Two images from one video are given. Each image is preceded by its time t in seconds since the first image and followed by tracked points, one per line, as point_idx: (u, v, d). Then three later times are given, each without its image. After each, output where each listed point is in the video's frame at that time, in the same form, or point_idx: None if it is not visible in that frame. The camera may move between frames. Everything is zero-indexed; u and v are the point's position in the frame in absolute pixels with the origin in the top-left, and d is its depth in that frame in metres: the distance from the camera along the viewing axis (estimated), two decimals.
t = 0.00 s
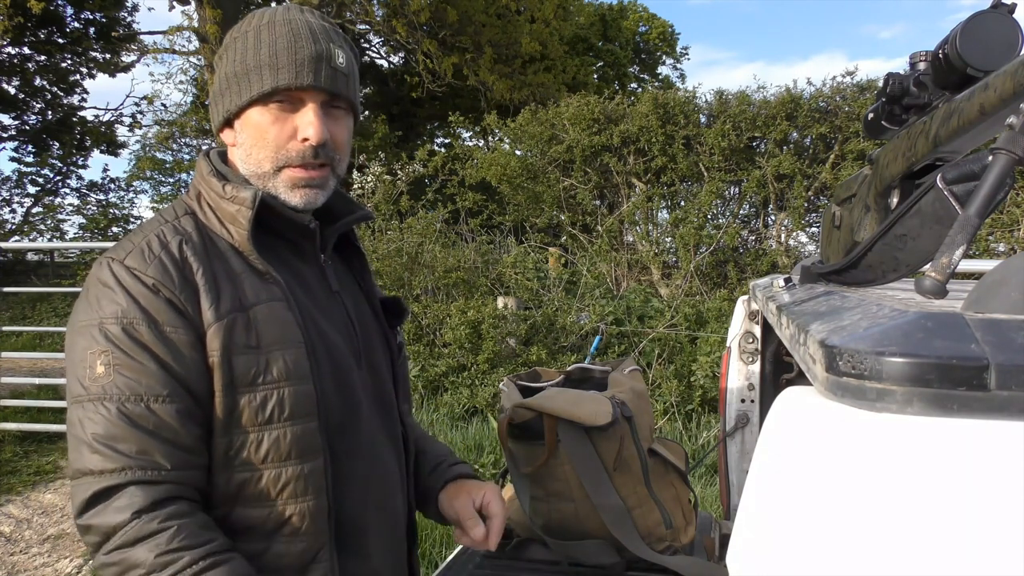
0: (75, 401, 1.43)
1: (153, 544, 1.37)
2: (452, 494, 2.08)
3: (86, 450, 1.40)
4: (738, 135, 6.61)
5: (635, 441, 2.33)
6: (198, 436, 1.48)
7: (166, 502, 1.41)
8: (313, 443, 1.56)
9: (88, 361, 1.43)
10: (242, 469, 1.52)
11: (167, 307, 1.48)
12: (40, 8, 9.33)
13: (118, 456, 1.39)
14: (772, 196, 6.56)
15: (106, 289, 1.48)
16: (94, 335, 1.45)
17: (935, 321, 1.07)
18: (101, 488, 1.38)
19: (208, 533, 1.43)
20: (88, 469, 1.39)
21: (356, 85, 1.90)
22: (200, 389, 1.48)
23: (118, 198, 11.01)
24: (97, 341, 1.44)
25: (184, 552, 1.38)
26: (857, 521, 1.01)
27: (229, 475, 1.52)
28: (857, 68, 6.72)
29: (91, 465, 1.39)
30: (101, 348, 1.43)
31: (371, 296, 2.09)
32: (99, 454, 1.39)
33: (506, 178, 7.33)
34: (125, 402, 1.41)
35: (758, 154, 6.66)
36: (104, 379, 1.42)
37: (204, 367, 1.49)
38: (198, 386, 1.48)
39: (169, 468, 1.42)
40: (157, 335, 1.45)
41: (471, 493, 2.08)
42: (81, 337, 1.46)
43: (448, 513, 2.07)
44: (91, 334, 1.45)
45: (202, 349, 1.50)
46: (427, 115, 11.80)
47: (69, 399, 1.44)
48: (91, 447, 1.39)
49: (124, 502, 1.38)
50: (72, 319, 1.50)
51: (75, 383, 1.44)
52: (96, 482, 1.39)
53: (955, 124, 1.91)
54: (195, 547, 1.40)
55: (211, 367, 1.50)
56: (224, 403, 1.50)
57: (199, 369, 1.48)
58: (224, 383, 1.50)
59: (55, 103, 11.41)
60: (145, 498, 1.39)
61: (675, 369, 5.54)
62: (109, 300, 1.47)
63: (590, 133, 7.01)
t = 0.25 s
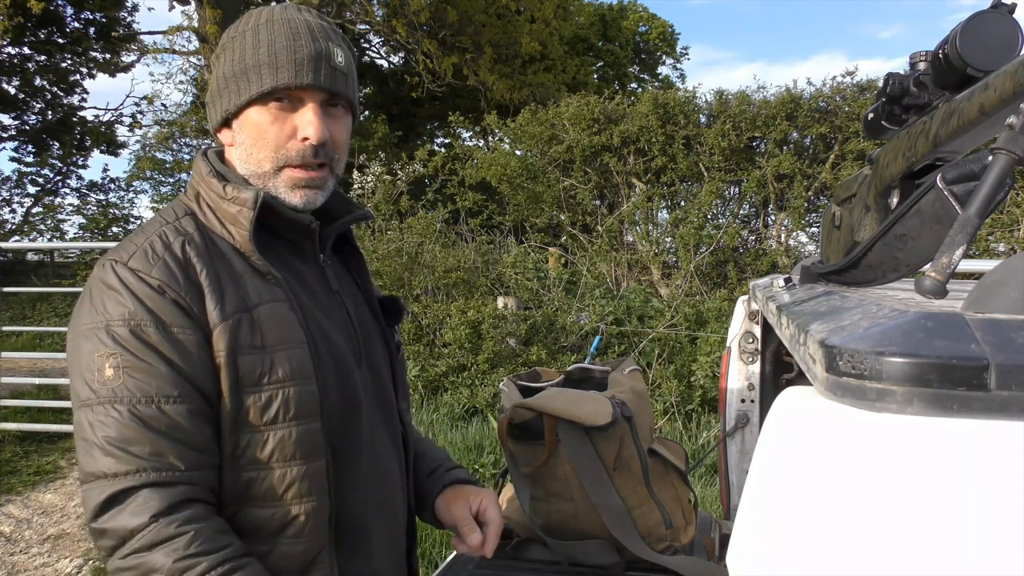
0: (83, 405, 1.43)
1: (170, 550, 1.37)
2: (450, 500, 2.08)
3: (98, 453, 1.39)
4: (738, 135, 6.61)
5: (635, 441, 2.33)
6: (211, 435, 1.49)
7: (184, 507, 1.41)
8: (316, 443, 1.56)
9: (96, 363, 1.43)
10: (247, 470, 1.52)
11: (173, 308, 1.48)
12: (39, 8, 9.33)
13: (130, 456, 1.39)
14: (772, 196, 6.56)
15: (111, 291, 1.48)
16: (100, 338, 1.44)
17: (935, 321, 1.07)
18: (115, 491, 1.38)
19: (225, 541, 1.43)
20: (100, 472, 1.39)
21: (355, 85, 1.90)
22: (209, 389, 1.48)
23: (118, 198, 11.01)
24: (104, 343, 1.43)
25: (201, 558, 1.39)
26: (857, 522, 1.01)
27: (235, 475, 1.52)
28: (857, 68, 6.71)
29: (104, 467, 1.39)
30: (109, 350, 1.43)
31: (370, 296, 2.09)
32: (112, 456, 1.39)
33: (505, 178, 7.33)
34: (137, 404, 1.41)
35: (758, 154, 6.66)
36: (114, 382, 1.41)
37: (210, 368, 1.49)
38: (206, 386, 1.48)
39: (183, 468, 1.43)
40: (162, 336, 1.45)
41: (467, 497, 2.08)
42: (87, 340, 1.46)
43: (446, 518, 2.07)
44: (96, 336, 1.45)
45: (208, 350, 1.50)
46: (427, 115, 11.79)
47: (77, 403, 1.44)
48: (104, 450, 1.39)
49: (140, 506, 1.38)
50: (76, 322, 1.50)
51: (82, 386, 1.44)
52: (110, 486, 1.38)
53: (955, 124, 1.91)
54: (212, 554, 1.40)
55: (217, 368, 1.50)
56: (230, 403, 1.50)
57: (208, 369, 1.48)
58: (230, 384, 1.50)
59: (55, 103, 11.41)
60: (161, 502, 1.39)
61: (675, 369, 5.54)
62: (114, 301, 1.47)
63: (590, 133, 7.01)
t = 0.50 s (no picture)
0: (79, 405, 1.43)
1: (163, 551, 1.38)
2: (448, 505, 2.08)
3: (92, 454, 1.39)
4: (738, 135, 6.61)
5: (635, 441, 2.33)
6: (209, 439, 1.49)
7: (178, 509, 1.41)
8: (315, 444, 1.56)
9: (92, 364, 1.43)
10: (246, 470, 1.53)
11: (171, 309, 1.48)
12: (39, 8, 9.33)
13: (125, 458, 1.39)
14: (772, 196, 6.56)
15: (109, 291, 1.48)
16: (96, 338, 1.44)
17: (936, 321, 1.07)
18: (108, 491, 1.38)
19: (219, 538, 1.43)
20: (94, 472, 1.39)
21: (355, 84, 1.90)
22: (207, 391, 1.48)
23: (118, 198, 11.01)
24: (100, 344, 1.43)
25: (195, 557, 1.39)
26: (856, 521, 1.01)
27: (233, 476, 1.52)
28: (857, 68, 6.71)
29: (98, 468, 1.39)
30: (106, 351, 1.43)
31: (369, 297, 2.09)
32: (105, 457, 1.39)
33: (505, 178, 7.33)
34: (132, 406, 1.41)
35: (758, 154, 6.66)
36: (109, 383, 1.41)
37: (208, 368, 1.49)
38: (204, 388, 1.48)
39: (177, 471, 1.43)
40: (160, 336, 1.45)
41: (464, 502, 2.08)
42: (84, 340, 1.46)
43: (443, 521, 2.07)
44: (93, 336, 1.45)
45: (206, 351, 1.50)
46: (427, 115, 11.79)
47: (73, 403, 1.44)
48: (98, 451, 1.39)
49: (133, 507, 1.38)
50: (73, 322, 1.50)
51: (78, 387, 1.44)
52: (104, 486, 1.39)
53: (955, 123, 1.91)
54: (206, 553, 1.40)
55: (215, 368, 1.50)
56: (229, 405, 1.50)
57: (204, 372, 1.48)
58: (229, 385, 1.50)
59: (55, 102, 11.41)
60: (153, 501, 1.39)
61: (675, 369, 5.54)
62: (111, 302, 1.47)
63: (590, 133, 7.01)
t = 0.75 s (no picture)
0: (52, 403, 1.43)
1: (115, 529, 1.36)
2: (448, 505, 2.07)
3: (55, 452, 1.40)
4: (738, 135, 6.61)
5: (634, 441, 2.33)
6: (168, 444, 1.46)
7: (127, 489, 1.40)
8: (308, 444, 1.57)
9: (67, 363, 1.44)
10: (235, 471, 1.53)
11: (152, 309, 1.47)
12: (40, 8, 9.33)
13: (83, 459, 1.38)
14: (772, 196, 6.56)
15: (93, 289, 1.47)
16: (75, 336, 1.44)
17: (935, 321, 1.07)
18: (67, 488, 1.38)
19: (166, 505, 1.42)
20: (56, 471, 1.39)
21: (354, 85, 1.90)
22: (185, 393, 1.48)
23: (119, 198, 11.02)
24: (77, 342, 1.44)
25: (147, 527, 1.37)
26: (855, 521, 1.01)
27: (225, 474, 1.53)
28: (857, 68, 6.71)
29: (59, 467, 1.39)
30: (80, 350, 1.43)
31: (369, 297, 2.09)
32: (65, 456, 1.39)
33: (505, 178, 7.33)
34: (96, 408, 1.40)
35: (758, 154, 6.66)
36: (79, 383, 1.41)
37: (190, 370, 1.48)
38: (184, 389, 1.47)
39: (133, 472, 1.41)
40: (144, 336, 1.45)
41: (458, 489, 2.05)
42: (66, 337, 1.46)
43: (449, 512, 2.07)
44: (74, 335, 1.45)
45: (191, 351, 1.50)
46: (427, 115, 11.79)
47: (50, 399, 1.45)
48: (60, 450, 1.39)
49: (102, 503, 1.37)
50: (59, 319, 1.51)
51: (54, 385, 1.44)
52: (63, 484, 1.38)
53: (955, 123, 1.91)
54: (154, 520, 1.38)
55: (201, 369, 1.49)
56: (216, 404, 1.50)
57: (179, 377, 1.46)
58: (216, 385, 1.49)
59: (55, 103, 11.40)
60: (104, 490, 1.38)
61: (675, 369, 5.54)
62: (93, 300, 1.46)
63: (590, 133, 7.01)
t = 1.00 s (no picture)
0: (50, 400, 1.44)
1: (112, 531, 1.37)
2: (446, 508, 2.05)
3: (53, 449, 1.40)
4: (738, 135, 6.61)
5: (635, 441, 2.33)
6: (166, 442, 1.46)
7: (124, 489, 1.40)
8: (302, 442, 1.56)
9: (65, 361, 1.44)
10: (228, 469, 1.52)
11: (148, 308, 1.47)
12: (39, 8, 9.33)
13: (80, 457, 1.39)
14: (772, 196, 6.56)
15: (91, 287, 1.48)
16: (72, 335, 1.45)
17: (935, 321, 1.07)
18: (64, 487, 1.39)
19: (163, 508, 1.41)
20: (53, 469, 1.40)
21: (351, 86, 1.90)
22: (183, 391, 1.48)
23: (119, 198, 11.02)
24: (75, 341, 1.44)
25: (144, 530, 1.38)
26: (853, 521, 1.01)
27: (218, 473, 1.52)
28: (857, 68, 6.71)
29: (56, 465, 1.39)
30: (78, 348, 1.43)
31: (367, 296, 2.09)
32: (62, 454, 1.39)
33: (505, 178, 7.32)
34: (92, 407, 1.40)
35: (758, 154, 6.66)
36: (76, 382, 1.41)
37: (187, 368, 1.49)
38: (180, 387, 1.47)
39: (128, 471, 1.41)
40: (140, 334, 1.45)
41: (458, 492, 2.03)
42: (63, 335, 1.46)
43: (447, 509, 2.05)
44: (71, 333, 1.46)
45: (187, 350, 1.50)
46: (427, 115, 11.79)
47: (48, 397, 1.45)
48: (57, 447, 1.39)
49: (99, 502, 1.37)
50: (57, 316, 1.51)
51: (51, 382, 1.45)
52: (60, 483, 1.39)
53: (955, 123, 1.91)
54: (150, 524, 1.39)
55: (196, 366, 1.49)
56: (211, 402, 1.49)
57: (176, 376, 1.46)
58: (211, 383, 1.49)
59: (55, 103, 11.40)
60: (100, 492, 1.38)
61: (675, 369, 5.54)
62: (89, 298, 1.47)
63: (590, 133, 7.01)
